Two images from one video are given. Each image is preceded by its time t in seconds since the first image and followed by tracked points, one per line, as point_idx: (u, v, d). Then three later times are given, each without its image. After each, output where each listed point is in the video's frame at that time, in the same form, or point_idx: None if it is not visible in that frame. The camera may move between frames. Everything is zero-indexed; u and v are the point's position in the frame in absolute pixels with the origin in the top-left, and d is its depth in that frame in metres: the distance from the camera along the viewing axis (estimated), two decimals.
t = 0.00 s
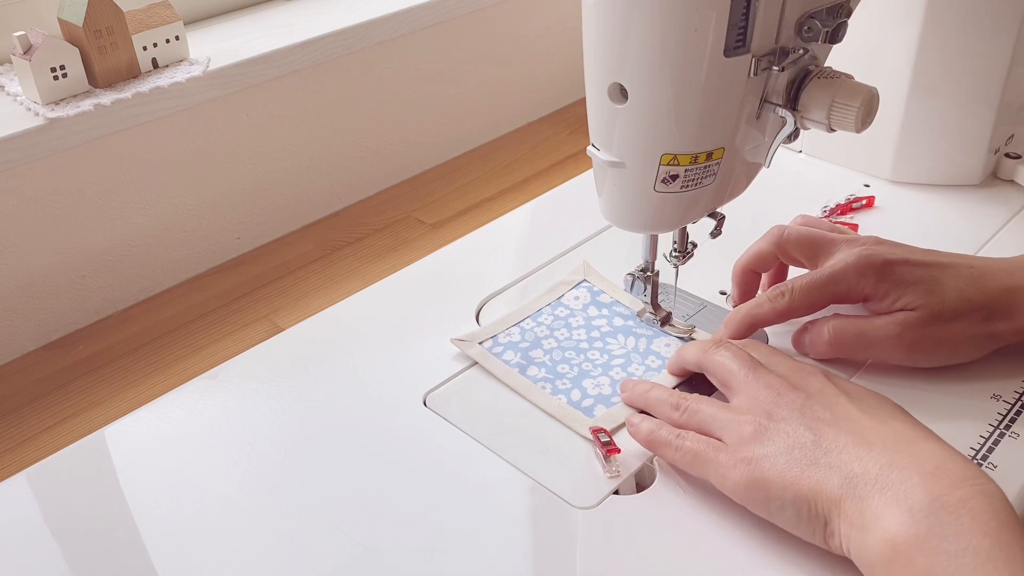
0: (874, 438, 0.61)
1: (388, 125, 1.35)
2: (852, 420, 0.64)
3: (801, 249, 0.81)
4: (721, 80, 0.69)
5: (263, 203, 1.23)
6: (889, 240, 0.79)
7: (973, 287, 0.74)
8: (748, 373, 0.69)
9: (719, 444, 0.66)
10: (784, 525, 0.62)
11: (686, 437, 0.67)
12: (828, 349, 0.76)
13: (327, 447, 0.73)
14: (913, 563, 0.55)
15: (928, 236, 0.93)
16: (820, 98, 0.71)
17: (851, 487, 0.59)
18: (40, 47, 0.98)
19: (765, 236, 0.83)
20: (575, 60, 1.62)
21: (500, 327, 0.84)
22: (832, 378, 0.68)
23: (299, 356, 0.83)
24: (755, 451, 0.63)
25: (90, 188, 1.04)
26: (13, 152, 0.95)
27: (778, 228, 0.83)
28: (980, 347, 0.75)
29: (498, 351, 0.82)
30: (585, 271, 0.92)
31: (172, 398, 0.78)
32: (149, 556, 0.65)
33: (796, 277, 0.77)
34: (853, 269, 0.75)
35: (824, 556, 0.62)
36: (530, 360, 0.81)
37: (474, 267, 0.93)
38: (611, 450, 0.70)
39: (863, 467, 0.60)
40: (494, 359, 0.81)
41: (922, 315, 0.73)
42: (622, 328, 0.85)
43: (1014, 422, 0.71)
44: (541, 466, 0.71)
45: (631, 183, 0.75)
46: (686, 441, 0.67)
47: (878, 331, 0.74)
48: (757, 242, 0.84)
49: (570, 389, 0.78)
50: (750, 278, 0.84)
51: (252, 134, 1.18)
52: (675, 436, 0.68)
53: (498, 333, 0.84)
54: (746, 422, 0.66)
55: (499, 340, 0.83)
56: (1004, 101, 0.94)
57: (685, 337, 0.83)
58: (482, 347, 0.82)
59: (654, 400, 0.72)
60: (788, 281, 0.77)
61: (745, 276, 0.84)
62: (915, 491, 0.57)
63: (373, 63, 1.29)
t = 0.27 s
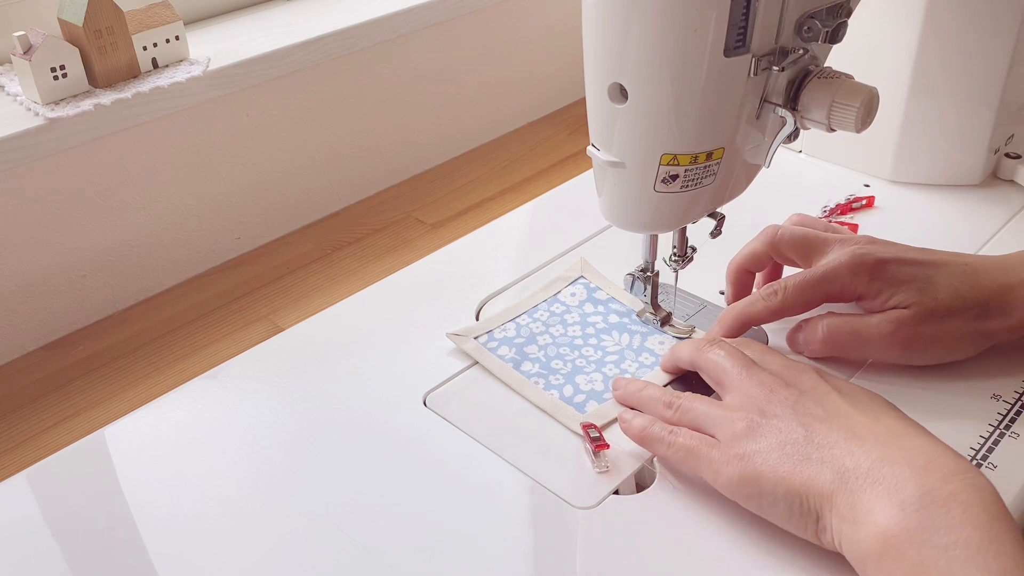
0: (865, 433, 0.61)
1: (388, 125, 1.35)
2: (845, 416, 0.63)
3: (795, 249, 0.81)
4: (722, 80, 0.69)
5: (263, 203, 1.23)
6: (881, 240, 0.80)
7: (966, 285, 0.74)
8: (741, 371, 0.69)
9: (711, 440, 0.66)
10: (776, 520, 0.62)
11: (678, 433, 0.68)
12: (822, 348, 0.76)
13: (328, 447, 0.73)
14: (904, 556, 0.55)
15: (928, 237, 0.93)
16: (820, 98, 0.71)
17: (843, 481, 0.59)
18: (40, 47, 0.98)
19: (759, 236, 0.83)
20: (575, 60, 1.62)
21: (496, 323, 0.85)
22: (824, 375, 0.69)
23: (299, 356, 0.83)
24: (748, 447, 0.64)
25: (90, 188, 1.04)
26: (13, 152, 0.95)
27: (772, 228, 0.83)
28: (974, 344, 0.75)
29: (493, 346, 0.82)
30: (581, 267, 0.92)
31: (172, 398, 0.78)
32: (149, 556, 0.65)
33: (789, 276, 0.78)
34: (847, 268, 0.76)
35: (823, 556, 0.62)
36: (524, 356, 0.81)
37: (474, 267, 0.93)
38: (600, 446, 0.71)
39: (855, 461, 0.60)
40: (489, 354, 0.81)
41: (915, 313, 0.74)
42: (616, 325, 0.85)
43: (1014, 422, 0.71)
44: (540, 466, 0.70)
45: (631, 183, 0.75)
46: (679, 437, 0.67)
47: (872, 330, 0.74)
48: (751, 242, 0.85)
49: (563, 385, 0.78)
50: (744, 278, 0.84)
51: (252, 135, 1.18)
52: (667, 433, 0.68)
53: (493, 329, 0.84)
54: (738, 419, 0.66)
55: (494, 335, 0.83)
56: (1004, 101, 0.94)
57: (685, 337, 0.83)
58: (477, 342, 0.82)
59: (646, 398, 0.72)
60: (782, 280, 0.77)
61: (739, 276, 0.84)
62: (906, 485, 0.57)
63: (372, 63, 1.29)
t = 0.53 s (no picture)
0: (859, 434, 0.62)
1: (388, 125, 1.35)
2: (839, 418, 0.64)
3: (791, 246, 0.81)
4: (722, 80, 0.69)
5: (263, 203, 1.23)
6: (878, 238, 0.79)
7: (962, 285, 0.74)
8: (734, 372, 0.69)
9: (706, 442, 0.66)
10: (771, 520, 0.62)
11: (673, 435, 0.68)
12: (818, 346, 0.76)
13: (328, 447, 0.73)
14: (896, 555, 0.55)
15: (928, 237, 0.93)
16: (820, 98, 0.71)
17: (836, 481, 0.59)
18: (40, 47, 0.98)
19: (756, 233, 0.83)
20: (575, 60, 1.62)
21: (492, 319, 0.85)
22: (817, 376, 0.69)
23: (299, 356, 0.82)
24: (742, 448, 0.64)
25: (90, 189, 1.04)
26: (13, 152, 0.95)
27: (769, 225, 0.83)
28: (969, 343, 0.75)
29: (488, 342, 0.83)
30: (579, 264, 0.92)
31: (172, 398, 0.78)
32: (149, 556, 0.65)
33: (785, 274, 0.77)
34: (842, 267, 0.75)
35: (823, 556, 0.62)
36: (519, 352, 0.82)
37: (473, 267, 0.93)
38: (592, 441, 0.71)
39: (848, 461, 0.60)
40: (485, 350, 0.82)
41: (911, 312, 0.73)
42: (612, 322, 0.85)
43: (1014, 422, 0.71)
44: (541, 467, 0.70)
45: (631, 183, 0.75)
46: (674, 439, 0.67)
47: (868, 328, 0.74)
48: (748, 239, 0.85)
49: (557, 381, 0.79)
50: (741, 275, 0.84)
51: (252, 135, 1.18)
52: (662, 434, 0.68)
53: (489, 325, 0.85)
54: (732, 420, 0.66)
55: (489, 331, 0.84)
56: (1004, 101, 0.94)
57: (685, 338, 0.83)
58: (472, 338, 0.83)
59: (640, 398, 0.72)
60: (778, 278, 0.77)
61: (736, 273, 0.84)
62: (898, 484, 0.57)
63: (372, 63, 1.29)
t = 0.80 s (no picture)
0: (847, 432, 0.62)
1: (388, 125, 1.35)
2: (826, 416, 0.64)
3: (794, 247, 0.81)
4: (721, 80, 0.69)
5: (263, 203, 1.23)
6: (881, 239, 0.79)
7: (966, 286, 0.74)
8: (727, 372, 0.69)
9: (699, 440, 0.66)
10: (764, 519, 0.63)
11: (667, 434, 0.68)
12: (821, 348, 0.76)
13: (328, 447, 0.73)
14: (887, 553, 0.55)
15: (928, 237, 0.93)
16: (820, 98, 0.71)
17: (827, 479, 0.59)
18: (40, 47, 0.98)
19: (759, 234, 0.83)
20: (575, 60, 1.62)
21: (489, 317, 0.86)
22: (809, 375, 0.69)
23: (299, 356, 0.82)
24: (734, 447, 0.64)
25: (91, 189, 1.04)
26: (13, 152, 0.95)
27: (772, 226, 0.83)
28: (972, 345, 0.75)
29: (485, 340, 0.83)
30: (575, 263, 0.93)
31: (172, 398, 0.78)
32: (149, 556, 0.65)
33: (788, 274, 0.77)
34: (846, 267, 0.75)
35: (823, 556, 0.62)
36: (515, 350, 0.82)
37: (473, 267, 0.93)
38: (588, 438, 0.71)
39: (839, 459, 0.60)
40: (481, 348, 0.82)
41: (915, 314, 0.73)
42: (608, 320, 0.85)
43: (1014, 422, 0.71)
44: (542, 467, 0.70)
45: (631, 183, 0.75)
46: (669, 438, 0.67)
47: (871, 330, 0.74)
48: (751, 240, 0.85)
49: (552, 378, 0.79)
50: (743, 276, 0.84)
51: (252, 135, 1.18)
52: (655, 433, 0.68)
53: (485, 322, 0.85)
54: (725, 419, 0.66)
55: (486, 329, 0.84)
56: (1004, 101, 0.94)
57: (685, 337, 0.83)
58: (469, 335, 0.83)
59: (637, 396, 0.72)
60: (781, 278, 0.77)
61: (739, 274, 0.84)
62: (887, 482, 0.57)
63: (372, 63, 1.29)
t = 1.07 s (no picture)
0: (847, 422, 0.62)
1: (388, 125, 1.35)
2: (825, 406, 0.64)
3: (791, 248, 0.81)
4: (721, 80, 0.69)
5: (263, 203, 1.23)
6: (879, 240, 0.79)
7: (963, 288, 0.74)
8: (725, 369, 0.69)
9: (698, 434, 0.66)
10: (764, 509, 0.63)
11: (666, 428, 0.68)
12: (818, 348, 0.76)
13: (328, 448, 0.73)
14: (887, 537, 0.55)
15: (928, 237, 0.93)
16: (820, 98, 0.71)
17: (826, 467, 0.60)
18: (40, 47, 0.98)
19: (757, 234, 0.83)
20: (575, 60, 1.62)
21: (485, 314, 0.86)
22: (807, 370, 0.68)
23: (299, 357, 0.82)
24: (733, 440, 0.64)
25: (91, 188, 1.04)
26: (13, 152, 0.95)
27: (770, 226, 0.83)
28: (969, 346, 0.75)
29: (481, 337, 0.83)
30: (571, 262, 0.93)
31: (172, 399, 0.78)
32: (149, 556, 0.65)
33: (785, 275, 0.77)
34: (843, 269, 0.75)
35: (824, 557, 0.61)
36: (511, 347, 0.82)
37: (473, 267, 0.93)
38: (581, 434, 0.71)
39: (837, 447, 0.60)
40: (477, 345, 0.82)
41: (912, 315, 0.73)
42: (604, 318, 0.85)
43: (1014, 422, 0.71)
44: (541, 467, 0.70)
45: (631, 183, 0.75)
46: (668, 432, 0.68)
47: (868, 331, 0.74)
48: (750, 240, 0.85)
49: (548, 375, 0.79)
50: (741, 276, 0.84)
51: (252, 135, 1.18)
52: (655, 427, 0.68)
53: (482, 320, 0.85)
54: (724, 413, 0.66)
55: (483, 327, 0.85)
56: (1004, 101, 0.94)
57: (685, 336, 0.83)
58: (466, 333, 0.84)
59: (633, 395, 0.72)
60: (778, 279, 0.77)
61: (737, 274, 0.84)
62: (886, 467, 0.57)
63: (372, 63, 1.29)
